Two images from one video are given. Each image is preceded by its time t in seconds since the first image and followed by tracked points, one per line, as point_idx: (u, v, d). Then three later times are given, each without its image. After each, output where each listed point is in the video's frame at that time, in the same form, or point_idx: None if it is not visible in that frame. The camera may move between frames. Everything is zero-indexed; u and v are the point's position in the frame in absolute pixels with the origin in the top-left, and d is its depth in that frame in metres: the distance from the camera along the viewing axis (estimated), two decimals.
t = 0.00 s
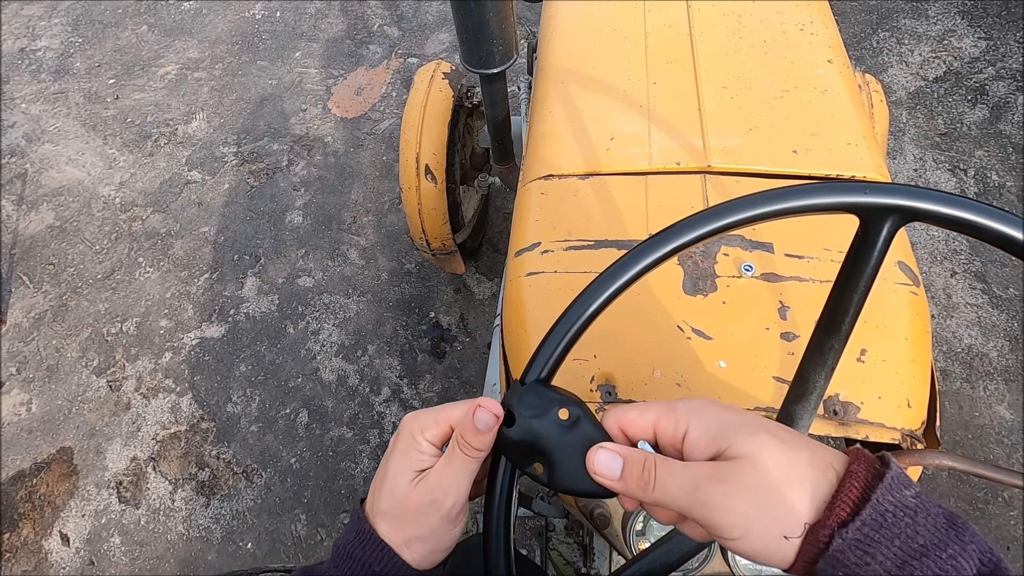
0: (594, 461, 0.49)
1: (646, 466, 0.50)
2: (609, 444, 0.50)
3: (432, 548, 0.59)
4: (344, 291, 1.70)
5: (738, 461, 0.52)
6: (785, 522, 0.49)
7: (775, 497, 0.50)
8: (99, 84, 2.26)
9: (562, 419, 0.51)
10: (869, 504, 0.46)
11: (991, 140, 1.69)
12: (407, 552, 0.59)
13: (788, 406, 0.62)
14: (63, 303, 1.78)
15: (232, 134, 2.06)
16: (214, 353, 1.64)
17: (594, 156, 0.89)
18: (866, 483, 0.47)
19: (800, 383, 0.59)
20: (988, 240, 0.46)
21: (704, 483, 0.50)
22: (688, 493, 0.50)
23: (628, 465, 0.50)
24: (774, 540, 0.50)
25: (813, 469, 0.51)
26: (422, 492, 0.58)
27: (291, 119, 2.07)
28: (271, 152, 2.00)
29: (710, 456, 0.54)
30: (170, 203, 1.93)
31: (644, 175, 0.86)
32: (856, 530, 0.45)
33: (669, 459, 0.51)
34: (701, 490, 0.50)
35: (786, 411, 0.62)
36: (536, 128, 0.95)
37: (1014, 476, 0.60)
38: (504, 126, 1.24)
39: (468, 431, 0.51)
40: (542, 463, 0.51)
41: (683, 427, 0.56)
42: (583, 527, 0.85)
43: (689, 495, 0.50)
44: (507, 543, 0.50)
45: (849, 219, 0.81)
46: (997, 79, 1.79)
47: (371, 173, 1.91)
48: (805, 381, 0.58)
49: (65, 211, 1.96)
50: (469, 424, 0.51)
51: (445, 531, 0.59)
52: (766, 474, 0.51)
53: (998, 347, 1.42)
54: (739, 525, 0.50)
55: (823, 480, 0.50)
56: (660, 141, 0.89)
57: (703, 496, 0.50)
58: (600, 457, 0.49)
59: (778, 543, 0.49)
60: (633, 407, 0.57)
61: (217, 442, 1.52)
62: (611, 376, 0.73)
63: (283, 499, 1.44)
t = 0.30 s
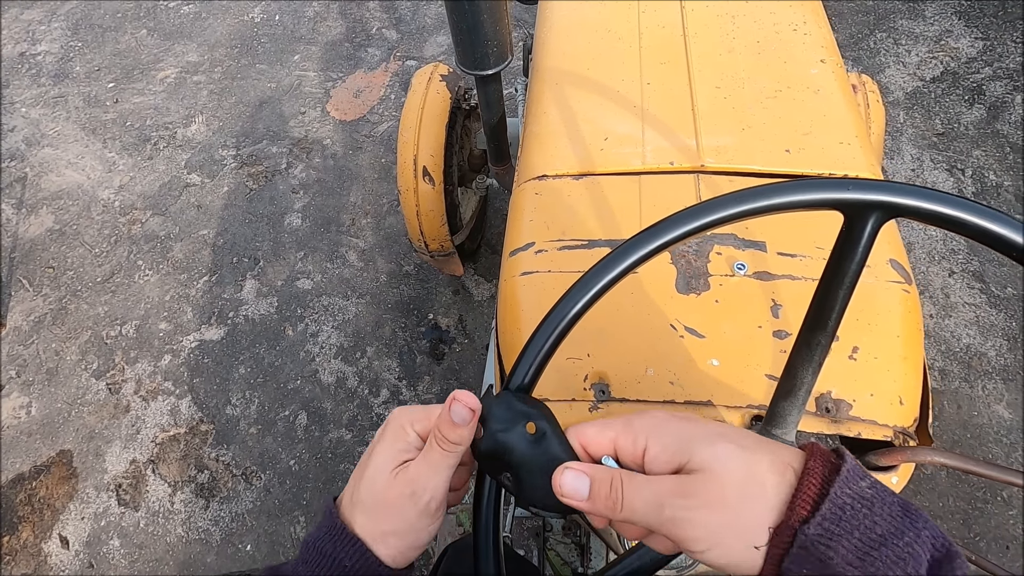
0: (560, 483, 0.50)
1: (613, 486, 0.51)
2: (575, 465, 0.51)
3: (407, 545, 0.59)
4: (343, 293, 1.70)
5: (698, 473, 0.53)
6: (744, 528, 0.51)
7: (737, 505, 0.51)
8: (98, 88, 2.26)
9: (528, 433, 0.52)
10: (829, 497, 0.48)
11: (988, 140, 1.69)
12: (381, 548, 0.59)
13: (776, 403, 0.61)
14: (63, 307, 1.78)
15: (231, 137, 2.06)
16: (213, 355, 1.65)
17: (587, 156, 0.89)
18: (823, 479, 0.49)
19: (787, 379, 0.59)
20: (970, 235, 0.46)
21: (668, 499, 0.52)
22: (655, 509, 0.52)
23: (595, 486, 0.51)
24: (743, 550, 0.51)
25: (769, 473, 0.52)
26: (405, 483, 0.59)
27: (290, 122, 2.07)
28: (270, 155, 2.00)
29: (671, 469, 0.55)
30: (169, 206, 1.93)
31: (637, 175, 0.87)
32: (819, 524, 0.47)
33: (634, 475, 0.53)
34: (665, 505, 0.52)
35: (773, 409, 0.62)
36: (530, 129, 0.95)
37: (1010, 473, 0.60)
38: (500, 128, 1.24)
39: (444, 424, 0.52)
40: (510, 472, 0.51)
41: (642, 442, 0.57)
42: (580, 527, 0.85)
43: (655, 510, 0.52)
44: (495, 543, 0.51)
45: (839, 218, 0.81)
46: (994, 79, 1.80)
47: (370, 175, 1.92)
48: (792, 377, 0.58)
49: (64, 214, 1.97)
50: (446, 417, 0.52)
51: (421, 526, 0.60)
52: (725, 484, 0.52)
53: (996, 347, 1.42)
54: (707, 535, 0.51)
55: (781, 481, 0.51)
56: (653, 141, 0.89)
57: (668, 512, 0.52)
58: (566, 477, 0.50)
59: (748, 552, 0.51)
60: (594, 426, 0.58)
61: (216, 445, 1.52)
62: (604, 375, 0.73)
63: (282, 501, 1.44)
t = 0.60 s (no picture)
0: (532, 460, 0.50)
1: (579, 464, 0.52)
2: (546, 444, 0.51)
3: (401, 517, 0.59)
4: (344, 297, 1.71)
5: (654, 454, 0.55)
6: (695, 505, 0.53)
7: (687, 482, 0.54)
8: (100, 94, 2.27)
9: (510, 415, 0.53)
10: (761, 478, 0.51)
11: (987, 141, 1.70)
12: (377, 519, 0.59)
13: (774, 405, 0.61)
14: (65, 311, 1.78)
15: (232, 142, 2.07)
16: (215, 359, 1.65)
17: (587, 160, 0.90)
18: (757, 463, 0.52)
19: (785, 380, 0.59)
20: (963, 239, 0.47)
21: (626, 475, 0.53)
22: (615, 486, 0.53)
23: (563, 463, 0.51)
24: (687, 524, 0.53)
25: (714, 455, 0.55)
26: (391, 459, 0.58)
27: (291, 126, 2.08)
28: (271, 159, 2.01)
29: (633, 451, 0.57)
30: (171, 211, 1.94)
31: (637, 179, 0.87)
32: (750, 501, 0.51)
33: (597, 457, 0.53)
34: (624, 481, 0.53)
35: (771, 410, 0.62)
36: (531, 134, 0.96)
37: (1007, 472, 0.60)
38: (500, 132, 1.24)
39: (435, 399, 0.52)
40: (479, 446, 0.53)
41: (606, 429, 0.59)
42: (582, 529, 0.86)
43: (613, 486, 0.53)
44: (498, 543, 0.51)
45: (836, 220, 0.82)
46: (992, 80, 1.80)
47: (371, 179, 1.93)
48: (790, 378, 0.58)
49: (66, 219, 1.97)
50: (438, 390, 0.52)
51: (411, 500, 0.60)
52: (681, 464, 0.54)
53: (996, 347, 1.42)
54: (659, 510, 0.53)
55: (723, 463, 0.55)
56: (652, 145, 0.90)
57: (626, 487, 0.53)
58: (538, 455, 0.50)
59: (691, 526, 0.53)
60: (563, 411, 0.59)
61: (218, 448, 1.53)
62: (605, 377, 0.74)
63: (285, 504, 1.44)
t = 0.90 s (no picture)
0: (506, 475, 0.49)
1: (552, 481, 0.51)
2: (525, 459, 0.50)
3: (408, 468, 0.64)
4: (344, 299, 1.71)
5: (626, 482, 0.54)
6: (662, 536, 0.51)
7: (656, 512, 0.52)
8: (99, 97, 2.27)
9: (520, 417, 0.53)
10: (729, 515, 0.49)
11: (987, 141, 1.69)
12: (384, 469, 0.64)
13: (773, 408, 0.59)
14: (64, 315, 1.78)
15: (232, 145, 2.07)
16: (214, 363, 1.65)
17: (586, 162, 0.89)
18: (727, 500, 0.50)
19: (785, 383, 0.57)
20: (964, 241, 0.46)
21: (596, 500, 0.52)
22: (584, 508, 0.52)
23: (537, 480, 0.51)
24: (651, 555, 0.51)
25: (686, 489, 0.53)
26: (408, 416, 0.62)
27: (290, 129, 2.08)
28: (270, 162, 2.01)
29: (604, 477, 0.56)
30: (170, 215, 1.94)
31: (635, 180, 0.87)
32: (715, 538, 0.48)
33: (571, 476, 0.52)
34: (593, 506, 0.52)
35: (770, 414, 0.60)
36: (529, 135, 0.96)
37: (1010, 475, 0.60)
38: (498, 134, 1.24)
39: (465, 366, 0.52)
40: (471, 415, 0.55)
41: (581, 451, 0.57)
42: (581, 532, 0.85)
43: (583, 509, 0.52)
44: (493, 545, 0.51)
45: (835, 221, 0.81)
46: (992, 80, 1.80)
47: (370, 181, 1.92)
48: (789, 382, 0.57)
49: (66, 223, 1.97)
50: (468, 362, 0.52)
51: (424, 451, 0.63)
52: (651, 493, 0.53)
53: (997, 348, 1.42)
54: (625, 538, 0.51)
55: (695, 498, 0.52)
56: (651, 146, 0.89)
57: (595, 512, 0.52)
58: (513, 469, 0.49)
59: (656, 559, 0.51)
60: (542, 427, 0.58)
61: (218, 452, 1.52)
62: (604, 380, 0.73)
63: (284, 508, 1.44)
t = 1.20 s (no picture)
0: (476, 488, 0.49)
1: (519, 503, 0.50)
2: (497, 475, 0.50)
3: (401, 467, 0.64)
4: (342, 303, 1.70)
5: (586, 524, 0.50)
6: None
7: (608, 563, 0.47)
8: (98, 102, 2.27)
9: (505, 433, 0.53)
10: None
11: (986, 142, 1.69)
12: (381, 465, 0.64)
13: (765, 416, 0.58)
14: (62, 320, 1.78)
15: (230, 149, 2.07)
16: (212, 367, 1.64)
17: (580, 166, 0.89)
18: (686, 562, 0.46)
19: (778, 391, 0.56)
20: (954, 247, 0.46)
21: (552, 536, 0.49)
22: (541, 541, 0.49)
23: (504, 498, 0.50)
24: None
25: (644, 544, 0.48)
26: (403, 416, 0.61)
27: (289, 133, 2.07)
28: (268, 166, 2.00)
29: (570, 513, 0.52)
30: (168, 218, 1.94)
31: (629, 184, 0.87)
32: None
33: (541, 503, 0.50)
34: (550, 542, 0.49)
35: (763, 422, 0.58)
36: (523, 139, 0.95)
37: (1008, 481, 0.60)
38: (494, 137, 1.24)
39: (458, 364, 0.52)
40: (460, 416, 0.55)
41: (552, 480, 0.54)
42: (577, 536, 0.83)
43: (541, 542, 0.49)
44: (478, 553, 0.51)
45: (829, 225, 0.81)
46: (990, 80, 1.80)
47: (368, 184, 1.92)
48: (782, 390, 0.56)
49: (64, 227, 1.97)
50: (462, 358, 0.52)
51: (421, 450, 0.63)
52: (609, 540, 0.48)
53: (998, 349, 1.41)
54: None
55: (650, 557, 0.47)
56: (645, 150, 0.89)
57: (549, 548, 0.49)
58: (481, 484, 0.49)
59: None
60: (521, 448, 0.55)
61: (216, 456, 1.52)
62: (597, 386, 0.73)
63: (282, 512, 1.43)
